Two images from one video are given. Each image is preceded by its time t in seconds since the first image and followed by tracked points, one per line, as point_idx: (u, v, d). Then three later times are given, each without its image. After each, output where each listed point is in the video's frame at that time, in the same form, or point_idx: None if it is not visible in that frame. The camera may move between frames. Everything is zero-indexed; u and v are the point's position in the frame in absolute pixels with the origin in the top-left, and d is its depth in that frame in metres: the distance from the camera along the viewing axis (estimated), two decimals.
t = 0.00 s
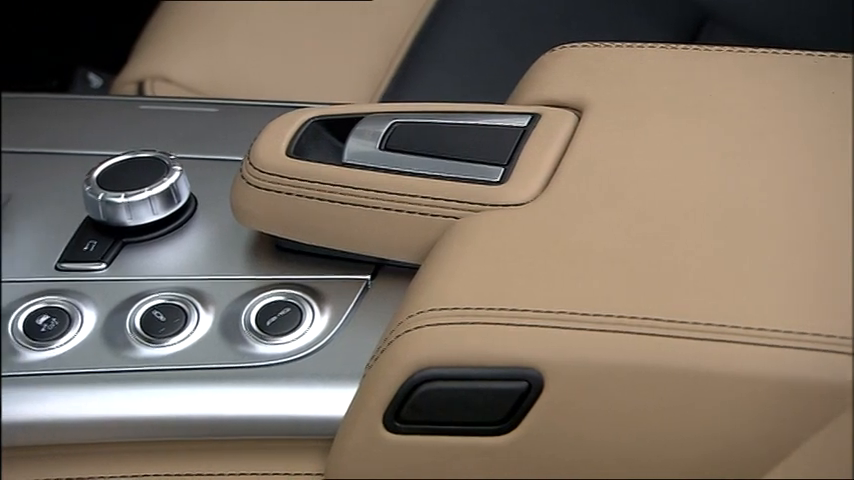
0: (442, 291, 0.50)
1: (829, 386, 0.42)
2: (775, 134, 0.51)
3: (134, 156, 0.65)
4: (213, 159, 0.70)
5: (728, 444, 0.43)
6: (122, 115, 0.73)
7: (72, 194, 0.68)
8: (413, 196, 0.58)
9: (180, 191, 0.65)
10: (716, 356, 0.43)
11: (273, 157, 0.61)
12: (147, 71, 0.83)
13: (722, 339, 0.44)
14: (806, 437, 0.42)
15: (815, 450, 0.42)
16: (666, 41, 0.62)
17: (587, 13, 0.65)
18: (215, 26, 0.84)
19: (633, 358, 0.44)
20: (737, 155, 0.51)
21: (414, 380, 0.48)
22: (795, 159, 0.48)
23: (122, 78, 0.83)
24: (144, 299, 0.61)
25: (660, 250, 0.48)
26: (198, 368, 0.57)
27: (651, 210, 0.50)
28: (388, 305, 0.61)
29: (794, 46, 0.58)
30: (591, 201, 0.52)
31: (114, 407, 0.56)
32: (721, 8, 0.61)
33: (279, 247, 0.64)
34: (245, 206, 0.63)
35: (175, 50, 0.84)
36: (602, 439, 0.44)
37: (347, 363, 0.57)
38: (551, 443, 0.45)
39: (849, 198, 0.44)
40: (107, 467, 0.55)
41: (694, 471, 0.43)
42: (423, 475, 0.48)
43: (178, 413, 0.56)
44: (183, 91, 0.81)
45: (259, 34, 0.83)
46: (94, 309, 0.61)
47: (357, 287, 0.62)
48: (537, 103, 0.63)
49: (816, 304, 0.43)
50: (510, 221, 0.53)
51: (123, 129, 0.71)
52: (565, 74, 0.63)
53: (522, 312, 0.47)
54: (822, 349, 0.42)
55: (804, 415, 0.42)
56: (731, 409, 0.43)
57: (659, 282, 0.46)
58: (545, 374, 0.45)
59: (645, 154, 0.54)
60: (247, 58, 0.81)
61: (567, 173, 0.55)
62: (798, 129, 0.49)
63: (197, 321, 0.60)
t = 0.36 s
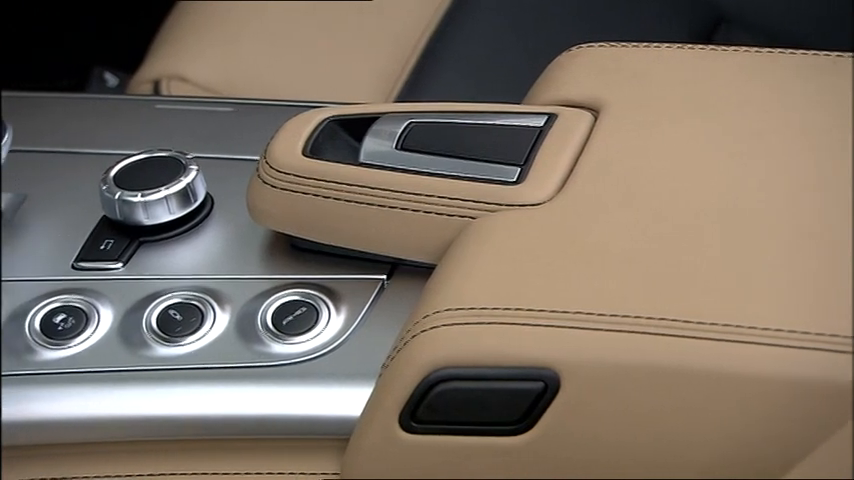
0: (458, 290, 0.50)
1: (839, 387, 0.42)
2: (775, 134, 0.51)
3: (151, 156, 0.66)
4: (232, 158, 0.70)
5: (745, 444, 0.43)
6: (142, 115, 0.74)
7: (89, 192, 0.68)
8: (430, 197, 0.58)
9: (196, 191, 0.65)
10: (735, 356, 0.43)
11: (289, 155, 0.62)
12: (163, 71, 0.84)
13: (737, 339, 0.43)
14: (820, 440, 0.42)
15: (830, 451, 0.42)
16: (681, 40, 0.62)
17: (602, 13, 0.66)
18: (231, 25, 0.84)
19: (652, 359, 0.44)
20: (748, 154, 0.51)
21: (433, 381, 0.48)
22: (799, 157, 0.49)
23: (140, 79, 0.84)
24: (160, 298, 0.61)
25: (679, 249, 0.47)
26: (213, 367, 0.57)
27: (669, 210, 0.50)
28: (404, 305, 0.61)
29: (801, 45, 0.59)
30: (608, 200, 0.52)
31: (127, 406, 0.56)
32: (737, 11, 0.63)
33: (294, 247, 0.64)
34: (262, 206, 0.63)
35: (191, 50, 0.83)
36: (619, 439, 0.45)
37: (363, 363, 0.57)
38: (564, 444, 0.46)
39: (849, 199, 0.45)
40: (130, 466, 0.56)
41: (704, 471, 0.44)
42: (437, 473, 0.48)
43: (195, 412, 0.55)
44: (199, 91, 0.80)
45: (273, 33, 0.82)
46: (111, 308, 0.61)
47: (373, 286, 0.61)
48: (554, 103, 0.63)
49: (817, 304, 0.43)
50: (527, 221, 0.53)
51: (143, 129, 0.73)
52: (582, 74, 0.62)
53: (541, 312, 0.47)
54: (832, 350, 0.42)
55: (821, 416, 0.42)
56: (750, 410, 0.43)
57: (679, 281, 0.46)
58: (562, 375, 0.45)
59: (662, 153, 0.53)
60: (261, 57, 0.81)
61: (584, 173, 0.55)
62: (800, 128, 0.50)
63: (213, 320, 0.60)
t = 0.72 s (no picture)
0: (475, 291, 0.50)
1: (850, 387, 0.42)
2: (776, 134, 0.51)
3: (168, 155, 0.66)
4: (248, 157, 0.70)
5: (767, 443, 0.43)
6: (159, 114, 0.74)
7: (105, 192, 0.68)
8: (445, 197, 0.58)
9: (213, 190, 0.65)
10: (754, 356, 0.43)
11: (304, 154, 0.62)
12: (179, 70, 0.84)
13: (754, 340, 0.43)
14: (840, 442, 0.42)
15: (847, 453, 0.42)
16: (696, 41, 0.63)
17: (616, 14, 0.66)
18: (247, 24, 0.84)
19: (670, 359, 0.44)
20: (752, 158, 0.51)
21: (450, 380, 0.48)
22: (798, 158, 0.49)
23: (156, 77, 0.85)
24: (176, 297, 0.61)
25: (696, 249, 0.47)
26: (229, 366, 0.57)
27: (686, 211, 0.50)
28: (420, 305, 0.61)
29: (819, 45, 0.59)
30: (626, 201, 0.52)
31: (143, 405, 0.56)
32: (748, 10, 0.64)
33: (310, 246, 0.64)
34: (278, 206, 0.63)
35: (206, 50, 0.83)
36: (635, 439, 0.45)
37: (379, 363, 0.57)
38: (581, 443, 0.46)
39: (849, 199, 0.45)
40: (148, 464, 0.56)
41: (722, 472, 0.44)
42: (455, 473, 0.48)
43: (210, 410, 0.56)
44: (216, 91, 0.81)
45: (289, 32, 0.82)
46: (127, 307, 0.61)
47: (389, 286, 0.61)
48: (569, 102, 0.63)
49: (817, 304, 0.43)
50: (544, 221, 0.53)
51: (163, 129, 0.73)
52: (599, 74, 0.62)
53: (559, 313, 0.47)
54: (839, 350, 0.42)
55: (837, 418, 0.42)
56: (769, 411, 0.43)
57: (698, 281, 0.46)
58: (578, 374, 0.45)
59: (679, 152, 0.53)
60: (277, 57, 0.81)
61: (601, 173, 0.55)
62: (800, 130, 0.50)
63: (229, 319, 0.60)
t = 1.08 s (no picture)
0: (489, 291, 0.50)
1: None
2: (776, 134, 0.51)
3: (183, 154, 0.66)
4: (264, 156, 0.70)
5: (783, 444, 0.43)
6: (174, 113, 0.75)
7: (120, 191, 0.68)
8: (460, 197, 0.58)
9: (229, 189, 0.65)
10: (769, 356, 0.43)
11: (320, 154, 0.62)
12: (193, 69, 0.85)
13: (772, 340, 0.43)
14: None
15: None
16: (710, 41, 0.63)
17: (630, 14, 0.66)
18: (262, 25, 0.85)
19: (686, 360, 0.44)
20: (759, 154, 0.51)
21: (466, 379, 0.48)
22: (797, 157, 0.48)
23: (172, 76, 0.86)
24: (191, 296, 0.61)
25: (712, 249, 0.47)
26: (244, 365, 0.58)
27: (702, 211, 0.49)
28: (435, 305, 0.60)
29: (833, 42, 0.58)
30: (642, 201, 0.52)
31: (157, 404, 0.56)
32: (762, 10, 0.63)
33: (325, 246, 0.64)
34: (294, 205, 0.63)
35: (221, 48, 0.84)
36: (645, 435, 0.45)
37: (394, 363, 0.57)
38: (595, 443, 0.46)
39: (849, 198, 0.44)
40: (161, 463, 0.57)
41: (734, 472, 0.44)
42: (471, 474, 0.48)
43: (223, 410, 0.56)
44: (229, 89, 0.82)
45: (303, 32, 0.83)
46: (143, 306, 0.61)
47: (404, 286, 0.61)
48: (584, 103, 0.63)
49: (817, 304, 0.43)
50: (559, 221, 0.53)
51: (179, 128, 0.73)
52: (614, 74, 0.62)
53: (575, 313, 0.47)
54: (843, 350, 0.42)
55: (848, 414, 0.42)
56: (782, 410, 0.43)
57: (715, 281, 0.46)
58: (593, 374, 0.45)
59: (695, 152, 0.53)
60: (291, 57, 0.81)
61: (616, 174, 0.55)
62: (800, 128, 0.49)
63: (244, 319, 0.60)
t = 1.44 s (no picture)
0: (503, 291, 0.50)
1: None
2: (776, 134, 0.51)
3: (198, 154, 0.66)
4: (278, 156, 0.70)
5: (796, 445, 0.43)
6: (187, 112, 0.75)
7: (134, 191, 0.68)
8: (474, 197, 0.58)
9: (243, 189, 0.65)
10: (785, 358, 0.43)
11: (334, 153, 0.62)
12: (208, 69, 0.86)
13: (788, 342, 0.43)
14: None
15: None
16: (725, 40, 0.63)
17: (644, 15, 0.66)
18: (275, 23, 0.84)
19: (702, 360, 0.44)
20: (759, 155, 0.51)
21: (480, 379, 0.48)
22: (797, 157, 0.48)
23: (186, 76, 0.87)
24: (206, 296, 0.61)
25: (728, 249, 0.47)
26: (258, 364, 0.58)
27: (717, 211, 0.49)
28: (449, 305, 0.60)
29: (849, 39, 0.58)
30: (656, 201, 0.52)
31: (170, 403, 0.56)
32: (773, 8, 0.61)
33: (340, 246, 0.64)
34: (309, 205, 0.63)
35: (235, 46, 0.84)
36: (657, 437, 0.45)
37: (408, 362, 0.57)
38: (607, 444, 0.46)
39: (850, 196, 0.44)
40: (170, 463, 0.56)
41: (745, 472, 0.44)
42: (484, 473, 0.48)
43: (237, 410, 0.56)
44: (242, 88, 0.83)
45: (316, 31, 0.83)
46: (157, 305, 0.61)
47: (418, 286, 0.61)
48: (599, 103, 0.63)
49: (829, 305, 0.43)
50: (574, 221, 0.53)
51: (194, 128, 0.73)
52: (629, 74, 0.62)
53: (590, 313, 0.47)
54: None
55: None
56: (796, 411, 0.43)
57: (731, 280, 0.46)
58: (607, 374, 0.45)
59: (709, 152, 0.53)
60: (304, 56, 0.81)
61: (630, 174, 0.55)
62: (800, 129, 0.49)
63: (258, 318, 0.60)
